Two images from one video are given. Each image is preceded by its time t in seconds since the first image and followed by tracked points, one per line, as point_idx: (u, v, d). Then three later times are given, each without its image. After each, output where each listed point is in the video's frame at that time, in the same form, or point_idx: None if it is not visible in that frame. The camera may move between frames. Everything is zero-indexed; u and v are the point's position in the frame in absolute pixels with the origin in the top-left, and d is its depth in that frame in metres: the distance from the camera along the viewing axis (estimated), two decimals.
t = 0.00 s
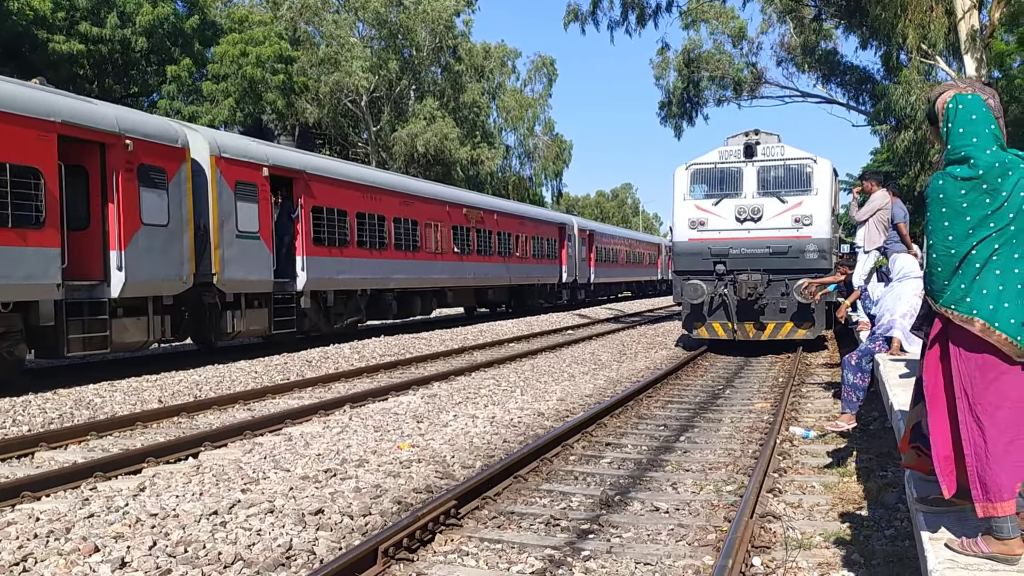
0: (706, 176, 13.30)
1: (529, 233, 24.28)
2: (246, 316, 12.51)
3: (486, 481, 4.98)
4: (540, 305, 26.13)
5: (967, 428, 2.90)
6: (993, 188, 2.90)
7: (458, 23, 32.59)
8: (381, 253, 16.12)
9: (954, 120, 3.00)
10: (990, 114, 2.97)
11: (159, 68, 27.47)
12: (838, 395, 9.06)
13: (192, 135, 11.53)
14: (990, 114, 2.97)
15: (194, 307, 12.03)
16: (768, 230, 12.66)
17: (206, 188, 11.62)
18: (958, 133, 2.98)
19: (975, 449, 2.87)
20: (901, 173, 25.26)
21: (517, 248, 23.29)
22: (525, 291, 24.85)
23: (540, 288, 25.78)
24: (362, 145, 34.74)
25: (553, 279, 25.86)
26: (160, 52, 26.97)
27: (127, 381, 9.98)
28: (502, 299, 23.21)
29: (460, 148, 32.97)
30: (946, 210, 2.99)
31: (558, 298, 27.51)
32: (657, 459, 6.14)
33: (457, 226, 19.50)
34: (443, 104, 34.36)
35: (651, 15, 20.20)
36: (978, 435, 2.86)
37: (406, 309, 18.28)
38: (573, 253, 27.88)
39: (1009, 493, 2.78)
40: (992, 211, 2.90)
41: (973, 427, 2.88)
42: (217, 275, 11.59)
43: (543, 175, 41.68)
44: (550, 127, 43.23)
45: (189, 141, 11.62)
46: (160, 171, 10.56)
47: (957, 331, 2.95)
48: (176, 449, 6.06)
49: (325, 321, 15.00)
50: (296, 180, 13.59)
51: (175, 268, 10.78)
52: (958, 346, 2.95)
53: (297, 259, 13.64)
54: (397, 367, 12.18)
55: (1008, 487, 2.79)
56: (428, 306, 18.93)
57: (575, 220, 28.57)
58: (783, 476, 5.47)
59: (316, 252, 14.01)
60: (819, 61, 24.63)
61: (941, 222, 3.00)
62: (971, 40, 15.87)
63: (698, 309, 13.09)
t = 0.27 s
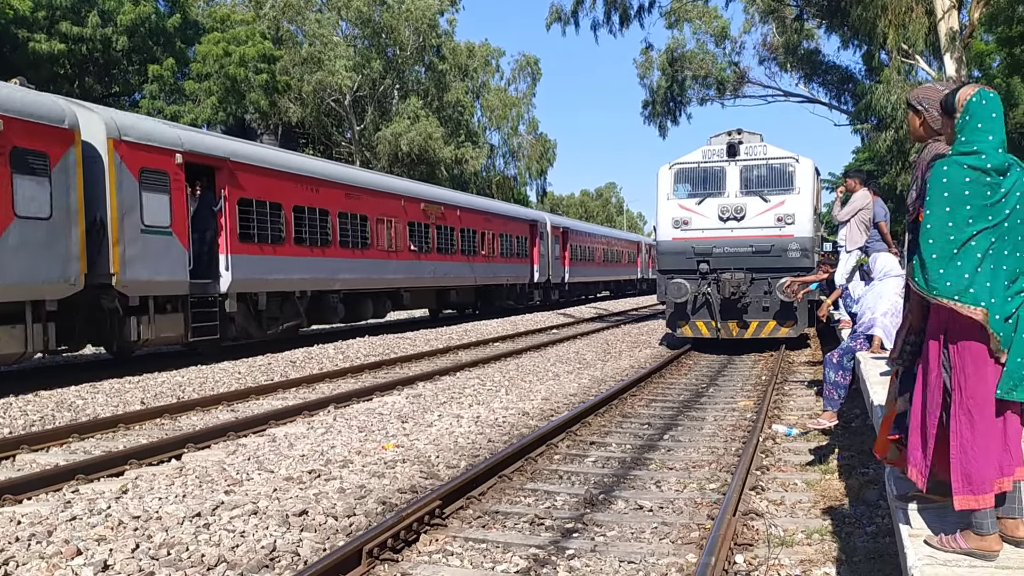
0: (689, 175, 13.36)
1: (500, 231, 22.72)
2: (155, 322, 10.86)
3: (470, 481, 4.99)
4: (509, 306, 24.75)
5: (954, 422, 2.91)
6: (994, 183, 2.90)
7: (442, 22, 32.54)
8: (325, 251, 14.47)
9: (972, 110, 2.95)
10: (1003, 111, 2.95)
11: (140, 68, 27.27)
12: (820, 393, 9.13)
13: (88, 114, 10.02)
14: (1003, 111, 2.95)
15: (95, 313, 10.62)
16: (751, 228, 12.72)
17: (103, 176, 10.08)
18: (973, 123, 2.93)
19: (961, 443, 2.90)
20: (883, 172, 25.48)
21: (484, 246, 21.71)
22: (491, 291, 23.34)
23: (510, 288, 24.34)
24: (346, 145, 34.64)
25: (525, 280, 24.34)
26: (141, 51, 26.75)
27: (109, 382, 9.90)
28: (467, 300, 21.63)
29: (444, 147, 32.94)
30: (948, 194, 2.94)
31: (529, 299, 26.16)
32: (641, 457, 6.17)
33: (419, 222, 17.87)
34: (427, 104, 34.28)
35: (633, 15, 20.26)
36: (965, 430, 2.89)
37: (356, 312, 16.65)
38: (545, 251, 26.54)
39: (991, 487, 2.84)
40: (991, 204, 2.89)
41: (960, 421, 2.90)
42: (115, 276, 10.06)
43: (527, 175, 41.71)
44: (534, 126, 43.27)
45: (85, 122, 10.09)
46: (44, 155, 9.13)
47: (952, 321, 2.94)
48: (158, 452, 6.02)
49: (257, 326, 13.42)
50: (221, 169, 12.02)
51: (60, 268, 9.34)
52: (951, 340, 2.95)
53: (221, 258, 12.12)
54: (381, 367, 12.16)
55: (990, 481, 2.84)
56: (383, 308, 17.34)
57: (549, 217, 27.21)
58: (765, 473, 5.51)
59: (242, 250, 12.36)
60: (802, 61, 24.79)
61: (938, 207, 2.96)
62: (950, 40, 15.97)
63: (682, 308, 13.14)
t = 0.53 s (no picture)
0: (682, 176, 13.40)
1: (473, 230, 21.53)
2: (60, 328, 9.70)
3: (462, 481, 5.00)
4: (486, 308, 23.53)
5: (942, 415, 2.93)
6: (993, 181, 2.92)
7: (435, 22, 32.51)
8: (271, 249, 13.26)
9: (978, 110, 2.97)
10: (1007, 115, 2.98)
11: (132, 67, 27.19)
12: (812, 393, 9.17)
13: None
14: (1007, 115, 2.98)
15: None
16: (744, 229, 12.76)
17: None
18: (978, 122, 2.95)
19: (947, 437, 2.91)
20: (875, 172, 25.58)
21: (456, 244, 20.50)
22: (466, 292, 22.11)
23: (486, 288, 23.15)
24: (339, 145, 34.61)
25: (501, 281, 23.15)
26: (134, 51, 26.65)
27: (100, 383, 9.89)
28: (438, 302, 20.42)
29: (438, 148, 32.93)
30: (944, 189, 2.96)
31: (509, 300, 24.97)
32: (633, 458, 6.19)
33: (381, 218, 16.67)
34: (420, 104, 34.23)
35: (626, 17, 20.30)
36: (953, 424, 2.90)
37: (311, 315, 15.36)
38: (526, 250, 25.36)
39: (977, 482, 2.85)
40: (988, 202, 2.92)
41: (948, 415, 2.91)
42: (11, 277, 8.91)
43: (520, 175, 41.73)
44: (527, 126, 43.29)
45: None
46: None
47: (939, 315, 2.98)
48: (150, 453, 6.01)
49: (193, 333, 12.17)
50: (146, 156, 10.81)
51: None
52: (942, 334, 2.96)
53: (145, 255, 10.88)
54: (375, 367, 12.17)
55: (976, 476, 2.85)
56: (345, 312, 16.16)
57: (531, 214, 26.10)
58: (756, 473, 5.54)
59: (169, 248, 11.15)
60: (794, 61, 24.87)
61: (933, 200, 2.99)
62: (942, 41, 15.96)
63: (674, 308, 13.17)
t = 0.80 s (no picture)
0: (679, 178, 13.43)
1: (453, 227, 20.46)
2: None
3: (457, 482, 5.02)
4: (467, 310, 22.36)
5: (935, 414, 2.97)
6: (988, 185, 2.94)
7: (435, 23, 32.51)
8: (213, 246, 12.20)
9: (972, 114, 2.99)
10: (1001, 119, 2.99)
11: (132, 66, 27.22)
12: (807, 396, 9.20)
13: None
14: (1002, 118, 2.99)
15: None
16: (740, 231, 12.81)
17: None
18: (972, 125, 2.98)
19: (942, 436, 2.95)
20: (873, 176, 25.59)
21: (432, 243, 19.38)
22: (445, 294, 20.97)
23: (467, 290, 22.01)
24: (338, 145, 34.64)
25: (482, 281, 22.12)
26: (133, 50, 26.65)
27: (97, 382, 9.90)
28: (412, 304, 19.28)
29: (436, 148, 32.95)
30: (938, 193, 3.01)
31: (492, 302, 23.86)
32: (627, 459, 6.22)
33: (346, 213, 15.58)
34: (419, 104, 34.25)
35: (624, 19, 20.35)
36: (946, 423, 2.93)
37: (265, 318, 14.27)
38: (509, 250, 24.27)
39: (972, 480, 2.87)
40: (983, 206, 2.94)
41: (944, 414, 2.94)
42: None
43: (519, 176, 41.77)
44: (526, 127, 43.35)
45: None
46: None
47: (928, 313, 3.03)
48: (146, 451, 6.02)
49: (118, 337, 11.18)
50: (59, 139, 9.77)
51: None
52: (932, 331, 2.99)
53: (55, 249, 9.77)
54: (371, 367, 12.19)
55: (972, 474, 2.87)
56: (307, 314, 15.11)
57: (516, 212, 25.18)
58: (750, 475, 5.56)
59: (85, 241, 10.07)
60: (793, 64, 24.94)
61: (929, 205, 3.04)
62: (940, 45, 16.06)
63: (671, 310, 13.20)
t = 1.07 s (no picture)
0: (679, 182, 13.44)
1: (431, 226, 19.40)
2: None
3: (456, 485, 5.03)
4: (447, 315, 21.25)
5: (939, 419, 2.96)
6: (984, 192, 2.95)
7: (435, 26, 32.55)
8: (144, 245, 11.01)
9: (968, 121, 3.00)
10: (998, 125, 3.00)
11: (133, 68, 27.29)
12: (806, 400, 9.20)
13: None
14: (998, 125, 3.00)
15: None
16: (740, 235, 12.82)
17: None
18: (968, 132, 2.98)
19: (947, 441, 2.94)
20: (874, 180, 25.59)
21: (406, 244, 18.21)
22: (421, 297, 19.86)
23: (445, 293, 20.89)
24: (338, 147, 34.69)
25: (463, 284, 21.10)
26: (134, 52, 26.70)
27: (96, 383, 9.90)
28: (382, 308, 18.15)
29: (437, 151, 32.97)
30: (936, 199, 3.00)
31: (474, 306, 22.78)
32: (626, 462, 6.22)
33: (307, 211, 14.44)
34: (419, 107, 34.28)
35: (624, 23, 20.39)
36: (950, 428, 2.93)
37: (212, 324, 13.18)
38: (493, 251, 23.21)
39: (977, 484, 2.85)
40: (980, 213, 2.96)
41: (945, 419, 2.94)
42: None
43: (519, 179, 41.80)
44: (527, 130, 43.39)
45: None
46: None
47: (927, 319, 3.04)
48: (146, 453, 6.03)
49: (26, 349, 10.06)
50: None
51: None
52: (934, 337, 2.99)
53: None
54: (371, 370, 12.20)
55: (976, 478, 2.86)
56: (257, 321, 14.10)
57: (501, 211, 24.26)
58: (749, 479, 5.57)
59: None
60: (793, 69, 24.97)
61: (926, 211, 3.04)
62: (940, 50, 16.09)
63: (671, 313, 13.20)
